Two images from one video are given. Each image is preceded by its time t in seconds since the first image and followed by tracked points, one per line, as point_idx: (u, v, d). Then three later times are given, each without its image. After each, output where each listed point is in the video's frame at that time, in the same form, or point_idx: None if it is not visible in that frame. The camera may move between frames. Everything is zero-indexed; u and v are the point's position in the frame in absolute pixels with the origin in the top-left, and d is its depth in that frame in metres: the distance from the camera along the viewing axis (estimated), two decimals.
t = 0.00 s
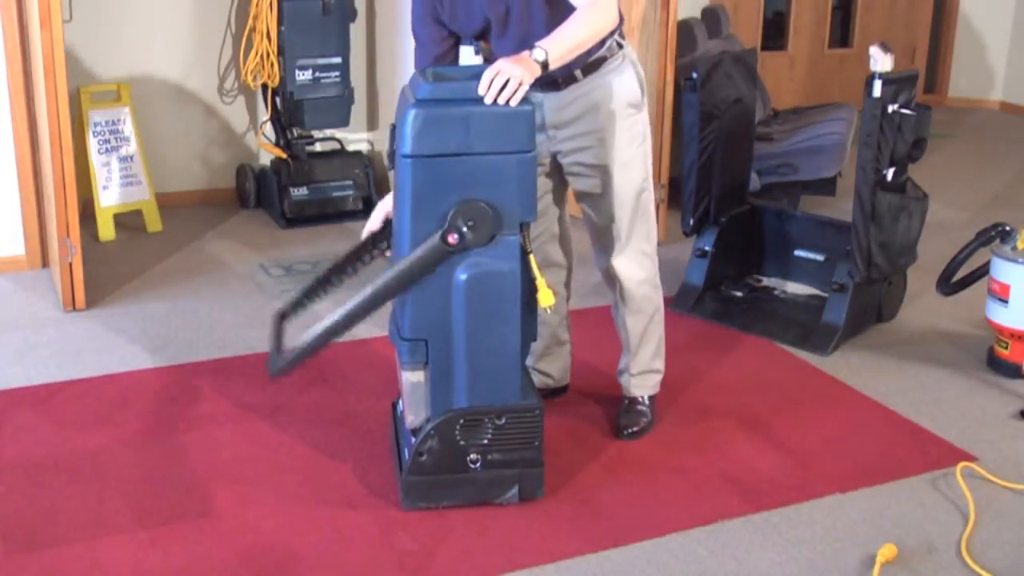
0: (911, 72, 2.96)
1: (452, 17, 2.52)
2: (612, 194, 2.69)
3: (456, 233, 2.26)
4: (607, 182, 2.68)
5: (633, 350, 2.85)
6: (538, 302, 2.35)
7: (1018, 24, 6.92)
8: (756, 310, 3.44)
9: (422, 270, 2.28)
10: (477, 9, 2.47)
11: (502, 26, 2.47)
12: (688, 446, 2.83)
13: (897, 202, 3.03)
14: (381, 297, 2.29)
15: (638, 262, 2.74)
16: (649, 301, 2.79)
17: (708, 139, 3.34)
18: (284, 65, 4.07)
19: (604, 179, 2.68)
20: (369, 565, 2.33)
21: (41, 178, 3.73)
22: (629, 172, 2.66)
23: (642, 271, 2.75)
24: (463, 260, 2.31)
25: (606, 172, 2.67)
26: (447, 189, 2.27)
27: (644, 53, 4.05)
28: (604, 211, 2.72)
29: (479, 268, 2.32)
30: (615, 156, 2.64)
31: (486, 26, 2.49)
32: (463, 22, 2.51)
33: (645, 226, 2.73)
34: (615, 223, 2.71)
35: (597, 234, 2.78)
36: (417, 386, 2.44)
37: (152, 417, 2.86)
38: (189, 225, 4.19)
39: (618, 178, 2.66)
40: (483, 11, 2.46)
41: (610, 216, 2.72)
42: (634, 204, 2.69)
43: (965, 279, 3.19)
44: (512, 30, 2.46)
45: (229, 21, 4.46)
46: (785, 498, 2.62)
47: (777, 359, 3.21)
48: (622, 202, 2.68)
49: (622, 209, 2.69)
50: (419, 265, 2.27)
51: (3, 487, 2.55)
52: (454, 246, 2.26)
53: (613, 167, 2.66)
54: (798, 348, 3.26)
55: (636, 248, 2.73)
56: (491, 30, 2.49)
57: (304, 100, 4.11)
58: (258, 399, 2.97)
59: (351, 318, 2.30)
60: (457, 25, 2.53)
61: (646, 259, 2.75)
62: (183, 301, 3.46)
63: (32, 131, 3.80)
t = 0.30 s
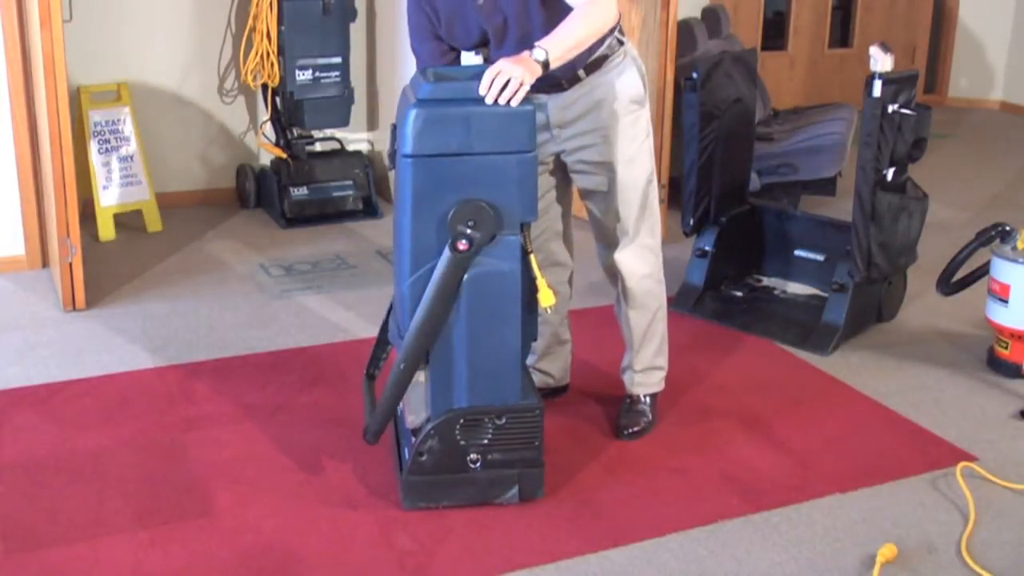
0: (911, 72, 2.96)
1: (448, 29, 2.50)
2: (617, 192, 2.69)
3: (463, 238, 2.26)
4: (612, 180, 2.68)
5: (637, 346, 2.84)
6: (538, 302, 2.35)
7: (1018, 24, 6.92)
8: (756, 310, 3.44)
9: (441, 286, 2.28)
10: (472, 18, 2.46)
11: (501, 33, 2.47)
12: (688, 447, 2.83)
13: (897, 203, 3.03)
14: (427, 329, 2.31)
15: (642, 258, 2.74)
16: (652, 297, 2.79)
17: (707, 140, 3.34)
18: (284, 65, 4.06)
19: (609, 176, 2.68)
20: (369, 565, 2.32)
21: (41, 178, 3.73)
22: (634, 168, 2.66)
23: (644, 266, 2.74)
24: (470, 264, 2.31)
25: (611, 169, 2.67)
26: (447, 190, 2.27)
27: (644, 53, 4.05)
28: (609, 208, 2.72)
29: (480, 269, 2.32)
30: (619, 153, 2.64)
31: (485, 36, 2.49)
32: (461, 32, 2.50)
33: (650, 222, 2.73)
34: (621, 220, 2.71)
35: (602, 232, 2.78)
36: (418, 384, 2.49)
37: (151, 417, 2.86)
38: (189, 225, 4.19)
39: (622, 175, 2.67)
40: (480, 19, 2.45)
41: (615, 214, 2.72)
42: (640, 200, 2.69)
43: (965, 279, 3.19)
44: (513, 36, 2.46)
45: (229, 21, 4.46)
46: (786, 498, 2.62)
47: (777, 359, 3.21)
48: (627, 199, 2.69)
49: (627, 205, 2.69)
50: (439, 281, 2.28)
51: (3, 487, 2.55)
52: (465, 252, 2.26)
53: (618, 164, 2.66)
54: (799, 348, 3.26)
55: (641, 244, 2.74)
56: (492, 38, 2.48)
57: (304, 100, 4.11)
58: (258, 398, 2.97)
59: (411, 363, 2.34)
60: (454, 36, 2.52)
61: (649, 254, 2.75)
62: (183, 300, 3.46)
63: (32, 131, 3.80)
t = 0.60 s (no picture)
0: (911, 72, 2.96)
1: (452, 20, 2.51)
2: (611, 195, 2.69)
3: (463, 238, 2.26)
4: (607, 183, 2.68)
5: (634, 347, 2.86)
6: (538, 302, 2.35)
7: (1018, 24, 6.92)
8: (756, 310, 3.44)
9: (442, 287, 2.28)
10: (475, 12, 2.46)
11: (502, 29, 2.47)
12: (689, 447, 2.83)
13: (897, 203, 3.03)
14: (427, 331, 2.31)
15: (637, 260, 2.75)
16: (649, 300, 2.80)
17: (708, 140, 3.34)
18: (284, 65, 4.06)
19: (604, 179, 2.68)
20: (369, 565, 2.32)
21: (41, 178, 3.74)
22: (629, 172, 2.67)
23: (641, 271, 2.76)
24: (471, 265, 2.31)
25: (606, 172, 2.67)
26: (446, 190, 2.27)
27: (645, 53, 4.04)
28: (603, 212, 2.72)
29: (480, 269, 2.32)
30: (614, 156, 2.65)
31: (486, 29, 2.48)
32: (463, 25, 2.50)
33: (644, 226, 2.73)
34: (614, 223, 2.72)
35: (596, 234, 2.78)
36: (419, 385, 2.49)
37: (151, 417, 2.86)
38: (189, 225, 4.19)
39: (617, 178, 2.67)
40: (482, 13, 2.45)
41: (609, 217, 2.72)
42: (634, 203, 2.70)
43: (965, 279, 3.18)
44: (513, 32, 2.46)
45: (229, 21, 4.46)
46: (786, 498, 2.63)
47: (777, 359, 3.21)
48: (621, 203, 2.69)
49: (621, 209, 2.70)
50: (440, 282, 2.28)
51: (3, 487, 2.55)
52: (465, 252, 2.26)
53: (613, 168, 2.66)
54: (799, 348, 3.26)
55: (637, 248, 2.74)
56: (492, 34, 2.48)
57: (304, 100, 4.10)
58: (258, 398, 2.97)
59: (411, 364, 2.34)
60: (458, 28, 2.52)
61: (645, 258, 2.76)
62: (184, 300, 3.46)
63: (32, 132, 3.79)
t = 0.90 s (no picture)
0: (913, 71, 2.95)
1: None
2: (600, 199, 2.71)
3: (462, 238, 2.25)
4: (596, 187, 2.70)
5: (605, 346, 2.89)
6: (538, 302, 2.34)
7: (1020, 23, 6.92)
8: (757, 309, 3.42)
9: (441, 286, 2.27)
10: None
11: (520, 10, 2.54)
12: (690, 448, 2.82)
13: (899, 203, 3.02)
14: (425, 331, 2.30)
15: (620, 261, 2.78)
16: (625, 304, 2.84)
17: (708, 139, 3.33)
18: (283, 64, 4.05)
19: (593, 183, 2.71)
20: (369, 566, 2.31)
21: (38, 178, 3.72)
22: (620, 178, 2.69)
23: (615, 279, 2.79)
24: (470, 266, 2.30)
25: (597, 176, 2.69)
26: (446, 190, 2.26)
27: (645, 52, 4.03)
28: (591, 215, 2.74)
29: (480, 268, 2.31)
30: (607, 161, 2.67)
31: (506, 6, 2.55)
32: None
33: (631, 233, 2.76)
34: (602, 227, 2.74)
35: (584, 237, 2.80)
36: (419, 385, 2.46)
37: (150, 417, 2.84)
38: (188, 225, 4.18)
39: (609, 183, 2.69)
40: None
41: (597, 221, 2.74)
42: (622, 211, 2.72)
43: (967, 279, 3.17)
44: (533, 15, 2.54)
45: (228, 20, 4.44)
46: (788, 499, 2.61)
47: (779, 359, 3.20)
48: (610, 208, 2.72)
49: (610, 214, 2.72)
50: (439, 281, 2.27)
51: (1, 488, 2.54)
52: (465, 252, 2.25)
53: (605, 172, 2.68)
54: (800, 348, 3.24)
55: (621, 253, 2.76)
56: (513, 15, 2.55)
57: (303, 99, 4.09)
58: (258, 399, 2.95)
59: (411, 364, 2.33)
60: None
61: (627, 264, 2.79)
62: (182, 300, 3.45)
63: (31, 131, 3.78)
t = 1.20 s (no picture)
0: (926, 65, 2.87)
1: None
2: (605, 196, 2.62)
3: (463, 236, 2.16)
4: (601, 184, 2.61)
5: (607, 348, 2.80)
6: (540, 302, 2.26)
7: None
8: (765, 311, 3.33)
9: (441, 285, 2.18)
10: None
11: None
12: (696, 453, 2.73)
13: (911, 201, 2.93)
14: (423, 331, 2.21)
15: (623, 262, 2.68)
16: (627, 306, 2.75)
17: (715, 135, 3.24)
18: (276, 58, 3.96)
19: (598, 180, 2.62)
20: None
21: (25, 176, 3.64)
22: (628, 177, 2.60)
23: (621, 279, 2.71)
24: (470, 264, 2.21)
25: (604, 172, 2.60)
26: (446, 187, 2.17)
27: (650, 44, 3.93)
28: (595, 212, 2.65)
29: (480, 267, 2.22)
30: (615, 158, 2.59)
31: None
32: None
33: (636, 234, 2.67)
34: (606, 225, 2.64)
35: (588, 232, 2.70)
36: (417, 388, 2.41)
37: (141, 422, 2.76)
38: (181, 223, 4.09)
39: (616, 180, 2.60)
40: None
41: (600, 220, 2.65)
42: (627, 212, 2.63)
43: (982, 280, 3.09)
44: None
45: (220, 14, 4.36)
46: (798, 505, 2.53)
47: (787, 360, 3.12)
48: (614, 206, 2.62)
49: (614, 213, 2.63)
50: (438, 280, 2.18)
51: None
52: (465, 250, 2.16)
53: (613, 169, 2.59)
54: (809, 351, 3.15)
55: (624, 252, 2.66)
56: None
57: (297, 95, 4.01)
58: (250, 402, 2.87)
59: (409, 366, 2.25)
60: None
61: (630, 266, 2.70)
62: (174, 301, 3.36)
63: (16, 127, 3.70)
